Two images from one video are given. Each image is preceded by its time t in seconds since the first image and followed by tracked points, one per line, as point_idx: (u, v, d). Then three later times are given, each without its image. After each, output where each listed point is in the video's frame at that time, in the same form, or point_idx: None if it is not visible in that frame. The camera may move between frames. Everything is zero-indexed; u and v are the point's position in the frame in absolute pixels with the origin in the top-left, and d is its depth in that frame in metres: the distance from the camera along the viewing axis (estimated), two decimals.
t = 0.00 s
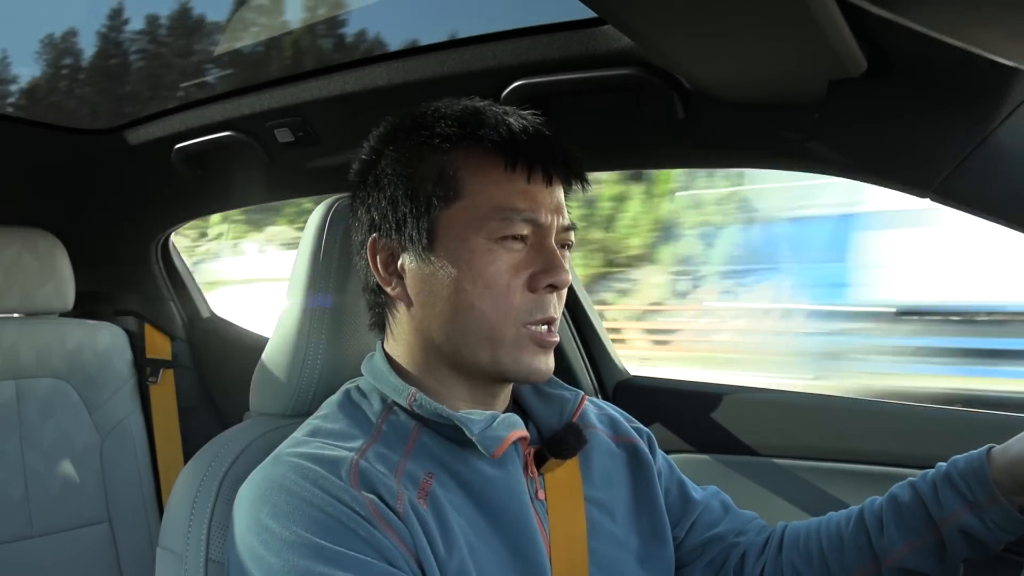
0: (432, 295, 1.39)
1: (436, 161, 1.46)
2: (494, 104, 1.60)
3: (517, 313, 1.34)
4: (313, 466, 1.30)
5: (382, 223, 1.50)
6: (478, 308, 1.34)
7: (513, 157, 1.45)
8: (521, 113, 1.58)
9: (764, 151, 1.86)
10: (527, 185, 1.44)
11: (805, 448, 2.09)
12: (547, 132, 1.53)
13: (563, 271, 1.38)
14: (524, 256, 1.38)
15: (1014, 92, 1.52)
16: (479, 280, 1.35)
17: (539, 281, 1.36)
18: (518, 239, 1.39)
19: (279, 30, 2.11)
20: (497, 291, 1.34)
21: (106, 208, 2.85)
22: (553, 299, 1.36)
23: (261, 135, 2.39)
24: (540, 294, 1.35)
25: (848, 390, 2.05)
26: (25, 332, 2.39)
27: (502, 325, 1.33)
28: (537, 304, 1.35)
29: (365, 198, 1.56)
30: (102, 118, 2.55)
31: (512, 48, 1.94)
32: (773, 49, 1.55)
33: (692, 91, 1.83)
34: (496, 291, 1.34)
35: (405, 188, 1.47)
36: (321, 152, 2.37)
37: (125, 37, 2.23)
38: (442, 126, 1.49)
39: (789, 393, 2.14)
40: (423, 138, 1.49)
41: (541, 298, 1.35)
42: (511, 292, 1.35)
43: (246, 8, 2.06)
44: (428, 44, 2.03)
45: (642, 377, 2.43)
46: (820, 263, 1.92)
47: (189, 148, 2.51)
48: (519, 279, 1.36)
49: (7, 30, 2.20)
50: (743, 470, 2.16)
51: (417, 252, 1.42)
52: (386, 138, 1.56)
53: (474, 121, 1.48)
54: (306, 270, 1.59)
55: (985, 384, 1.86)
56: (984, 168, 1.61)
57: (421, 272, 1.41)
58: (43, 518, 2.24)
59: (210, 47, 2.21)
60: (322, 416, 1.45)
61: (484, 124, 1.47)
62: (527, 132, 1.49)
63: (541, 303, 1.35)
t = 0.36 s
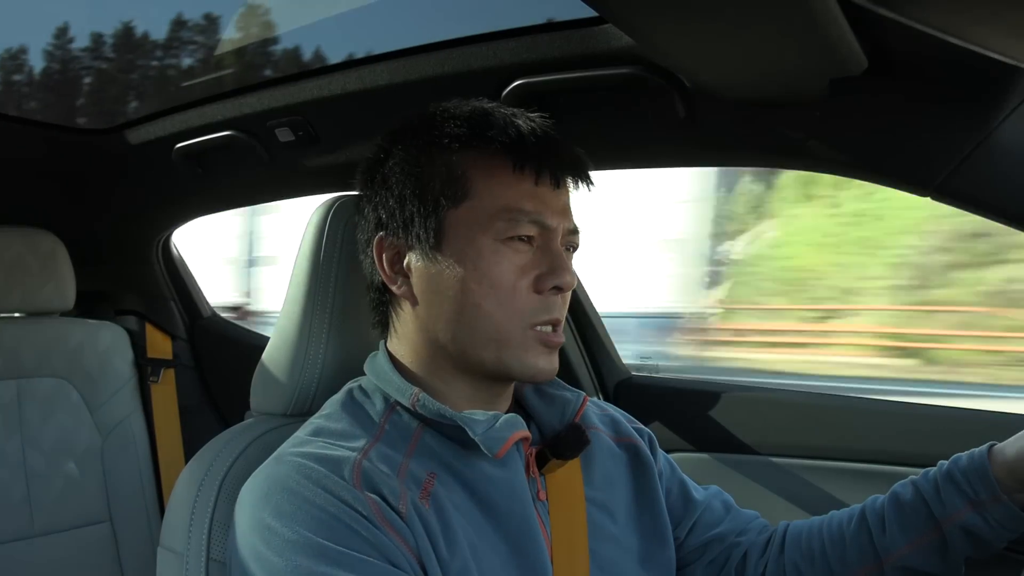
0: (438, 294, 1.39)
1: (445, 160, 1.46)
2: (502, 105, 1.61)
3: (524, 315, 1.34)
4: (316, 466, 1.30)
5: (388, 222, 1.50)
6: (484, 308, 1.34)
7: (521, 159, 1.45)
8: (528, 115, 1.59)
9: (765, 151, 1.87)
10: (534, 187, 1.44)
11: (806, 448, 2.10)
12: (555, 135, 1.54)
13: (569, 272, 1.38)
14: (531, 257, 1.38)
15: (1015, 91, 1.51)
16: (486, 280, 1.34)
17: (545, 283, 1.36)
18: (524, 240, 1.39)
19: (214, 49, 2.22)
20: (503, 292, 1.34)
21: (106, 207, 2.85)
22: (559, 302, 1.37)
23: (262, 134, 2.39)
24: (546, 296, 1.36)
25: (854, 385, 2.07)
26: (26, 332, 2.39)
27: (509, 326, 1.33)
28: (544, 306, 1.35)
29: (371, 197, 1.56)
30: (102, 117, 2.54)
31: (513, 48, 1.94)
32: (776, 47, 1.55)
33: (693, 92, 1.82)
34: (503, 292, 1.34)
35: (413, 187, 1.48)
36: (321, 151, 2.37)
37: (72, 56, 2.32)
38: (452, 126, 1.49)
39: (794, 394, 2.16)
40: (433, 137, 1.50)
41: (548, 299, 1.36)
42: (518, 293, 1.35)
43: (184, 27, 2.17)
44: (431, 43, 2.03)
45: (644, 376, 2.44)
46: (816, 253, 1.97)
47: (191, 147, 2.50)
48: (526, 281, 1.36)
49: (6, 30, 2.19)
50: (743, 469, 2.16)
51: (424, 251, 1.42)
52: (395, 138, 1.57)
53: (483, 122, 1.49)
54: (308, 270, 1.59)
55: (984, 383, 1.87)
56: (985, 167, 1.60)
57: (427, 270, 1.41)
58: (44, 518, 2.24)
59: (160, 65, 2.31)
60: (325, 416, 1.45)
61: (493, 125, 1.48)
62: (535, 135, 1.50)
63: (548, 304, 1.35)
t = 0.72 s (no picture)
0: (441, 294, 1.39)
1: (449, 161, 1.46)
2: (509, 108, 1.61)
3: (525, 315, 1.34)
4: (319, 468, 1.30)
5: (392, 223, 1.50)
6: (485, 309, 1.34)
7: (524, 161, 1.45)
8: (532, 117, 1.59)
9: (765, 154, 1.88)
10: (536, 188, 1.44)
11: (807, 450, 2.09)
12: (559, 137, 1.54)
13: (571, 274, 1.38)
14: (533, 258, 1.38)
15: (1016, 93, 1.52)
16: (488, 280, 1.35)
17: (547, 285, 1.36)
18: (527, 242, 1.39)
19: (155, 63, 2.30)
20: (504, 293, 1.34)
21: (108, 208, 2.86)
22: (561, 303, 1.36)
23: (262, 135, 2.39)
24: (548, 297, 1.35)
25: (852, 389, 2.06)
26: (26, 334, 2.40)
27: (510, 327, 1.33)
28: (545, 308, 1.35)
29: (377, 197, 1.56)
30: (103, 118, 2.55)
31: (514, 49, 1.94)
32: (778, 49, 1.55)
33: (694, 94, 1.82)
34: (504, 293, 1.34)
35: (417, 188, 1.48)
36: (323, 152, 2.37)
37: (23, 72, 2.37)
38: (455, 128, 1.49)
39: (792, 395, 2.15)
40: (436, 138, 1.50)
41: (549, 301, 1.35)
42: (519, 294, 1.34)
43: (126, 43, 2.25)
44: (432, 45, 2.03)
45: (644, 377, 2.43)
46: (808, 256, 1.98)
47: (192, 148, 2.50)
48: (527, 282, 1.36)
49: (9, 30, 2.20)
50: (744, 471, 2.16)
51: (427, 251, 1.42)
52: (401, 138, 1.57)
53: (487, 124, 1.49)
54: (308, 272, 1.59)
55: (985, 385, 1.86)
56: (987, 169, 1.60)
57: (430, 271, 1.41)
58: (45, 518, 2.24)
59: (110, 76, 2.38)
60: (329, 417, 1.45)
61: (497, 127, 1.48)
62: (539, 137, 1.50)
63: (549, 306, 1.35)
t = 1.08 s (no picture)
0: (433, 285, 1.39)
1: (437, 153, 1.47)
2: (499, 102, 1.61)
3: (517, 301, 1.33)
4: (318, 456, 1.30)
5: (385, 217, 1.51)
6: (477, 297, 1.34)
7: (511, 148, 1.45)
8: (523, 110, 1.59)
9: (760, 151, 1.88)
10: (526, 175, 1.44)
11: (804, 445, 2.09)
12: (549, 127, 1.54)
13: (562, 260, 1.39)
14: (523, 245, 1.38)
15: (1013, 92, 1.53)
16: (479, 268, 1.35)
17: (538, 270, 1.36)
18: (516, 228, 1.39)
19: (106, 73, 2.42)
20: (496, 279, 1.34)
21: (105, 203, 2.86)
22: (554, 287, 1.36)
23: (260, 131, 2.38)
24: (540, 282, 1.35)
25: (849, 386, 2.04)
26: (23, 329, 2.40)
27: (502, 313, 1.33)
28: (537, 293, 1.35)
29: (369, 194, 1.57)
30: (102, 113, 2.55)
31: (513, 45, 1.94)
32: (773, 44, 1.55)
33: (692, 90, 1.82)
34: (495, 280, 1.34)
35: (408, 181, 1.48)
36: (320, 148, 2.36)
37: None
38: (442, 121, 1.50)
39: (789, 391, 2.14)
40: (425, 132, 1.50)
41: (542, 286, 1.35)
42: (511, 280, 1.34)
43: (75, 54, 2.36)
44: (431, 39, 2.03)
45: (642, 373, 2.43)
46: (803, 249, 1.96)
47: (189, 144, 2.49)
48: (518, 268, 1.36)
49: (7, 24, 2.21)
50: (741, 466, 2.16)
51: (419, 242, 1.42)
52: (391, 136, 1.57)
53: (475, 115, 1.49)
54: (306, 266, 1.59)
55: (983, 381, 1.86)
56: (984, 167, 1.60)
57: (423, 262, 1.41)
58: (42, 514, 2.25)
59: (60, 85, 2.50)
60: (328, 407, 1.45)
61: (485, 117, 1.48)
62: (527, 126, 1.49)
63: (542, 291, 1.35)
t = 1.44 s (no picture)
0: (427, 287, 1.39)
1: (430, 154, 1.46)
2: (492, 97, 1.59)
3: (510, 305, 1.34)
4: (316, 450, 1.30)
5: (378, 217, 1.51)
6: (471, 301, 1.34)
7: (505, 149, 1.44)
8: (518, 106, 1.58)
9: (757, 148, 1.88)
10: (520, 176, 1.43)
11: (801, 442, 2.09)
12: (544, 123, 1.52)
13: (557, 262, 1.38)
14: (518, 248, 1.38)
15: (1012, 85, 1.53)
16: (473, 271, 1.35)
17: (532, 273, 1.36)
18: (511, 231, 1.39)
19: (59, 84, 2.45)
20: (490, 283, 1.34)
21: (101, 201, 2.85)
22: (548, 291, 1.36)
23: (256, 127, 2.38)
24: (534, 286, 1.35)
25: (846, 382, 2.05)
26: (21, 325, 2.41)
27: (496, 317, 1.33)
28: (531, 297, 1.35)
29: (362, 192, 1.56)
30: (97, 110, 2.54)
31: (510, 41, 1.94)
32: (771, 41, 1.55)
33: (690, 86, 1.82)
34: (489, 284, 1.34)
35: (400, 182, 1.47)
36: (318, 144, 2.36)
37: None
38: (435, 120, 1.48)
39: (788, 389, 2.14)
40: (417, 132, 1.49)
41: (536, 289, 1.35)
42: (504, 284, 1.35)
43: (28, 66, 2.39)
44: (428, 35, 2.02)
45: (640, 370, 2.43)
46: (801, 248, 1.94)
47: (185, 141, 2.49)
48: (512, 271, 1.36)
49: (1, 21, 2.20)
50: (739, 463, 2.16)
51: (413, 244, 1.42)
52: (383, 133, 1.56)
53: (467, 114, 1.48)
54: (303, 263, 1.59)
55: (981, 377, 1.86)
56: (983, 160, 1.60)
57: (417, 264, 1.41)
58: (40, 511, 2.26)
59: (14, 97, 2.52)
60: (325, 404, 1.45)
61: (478, 117, 1.47)
62: (520, 125, 1.48)
63: (535, 295, 1.35)
